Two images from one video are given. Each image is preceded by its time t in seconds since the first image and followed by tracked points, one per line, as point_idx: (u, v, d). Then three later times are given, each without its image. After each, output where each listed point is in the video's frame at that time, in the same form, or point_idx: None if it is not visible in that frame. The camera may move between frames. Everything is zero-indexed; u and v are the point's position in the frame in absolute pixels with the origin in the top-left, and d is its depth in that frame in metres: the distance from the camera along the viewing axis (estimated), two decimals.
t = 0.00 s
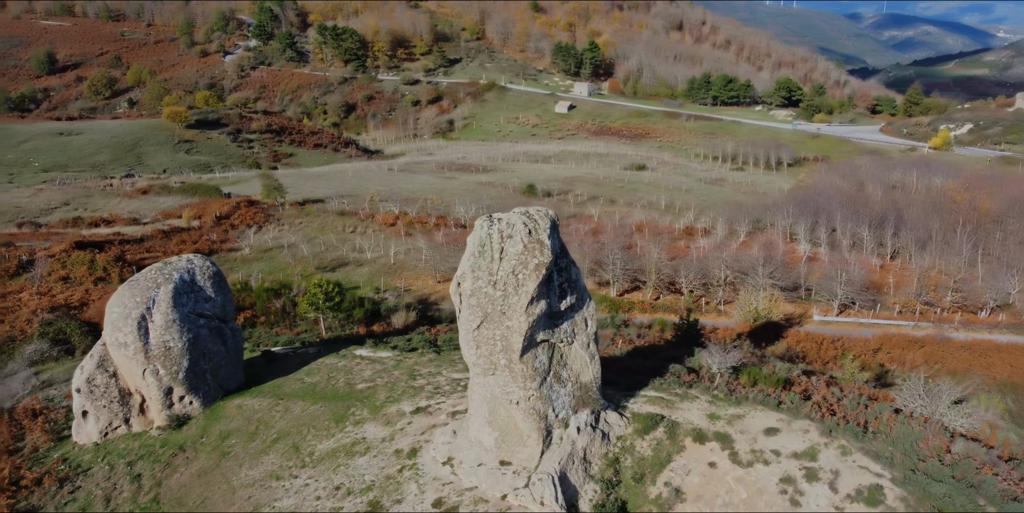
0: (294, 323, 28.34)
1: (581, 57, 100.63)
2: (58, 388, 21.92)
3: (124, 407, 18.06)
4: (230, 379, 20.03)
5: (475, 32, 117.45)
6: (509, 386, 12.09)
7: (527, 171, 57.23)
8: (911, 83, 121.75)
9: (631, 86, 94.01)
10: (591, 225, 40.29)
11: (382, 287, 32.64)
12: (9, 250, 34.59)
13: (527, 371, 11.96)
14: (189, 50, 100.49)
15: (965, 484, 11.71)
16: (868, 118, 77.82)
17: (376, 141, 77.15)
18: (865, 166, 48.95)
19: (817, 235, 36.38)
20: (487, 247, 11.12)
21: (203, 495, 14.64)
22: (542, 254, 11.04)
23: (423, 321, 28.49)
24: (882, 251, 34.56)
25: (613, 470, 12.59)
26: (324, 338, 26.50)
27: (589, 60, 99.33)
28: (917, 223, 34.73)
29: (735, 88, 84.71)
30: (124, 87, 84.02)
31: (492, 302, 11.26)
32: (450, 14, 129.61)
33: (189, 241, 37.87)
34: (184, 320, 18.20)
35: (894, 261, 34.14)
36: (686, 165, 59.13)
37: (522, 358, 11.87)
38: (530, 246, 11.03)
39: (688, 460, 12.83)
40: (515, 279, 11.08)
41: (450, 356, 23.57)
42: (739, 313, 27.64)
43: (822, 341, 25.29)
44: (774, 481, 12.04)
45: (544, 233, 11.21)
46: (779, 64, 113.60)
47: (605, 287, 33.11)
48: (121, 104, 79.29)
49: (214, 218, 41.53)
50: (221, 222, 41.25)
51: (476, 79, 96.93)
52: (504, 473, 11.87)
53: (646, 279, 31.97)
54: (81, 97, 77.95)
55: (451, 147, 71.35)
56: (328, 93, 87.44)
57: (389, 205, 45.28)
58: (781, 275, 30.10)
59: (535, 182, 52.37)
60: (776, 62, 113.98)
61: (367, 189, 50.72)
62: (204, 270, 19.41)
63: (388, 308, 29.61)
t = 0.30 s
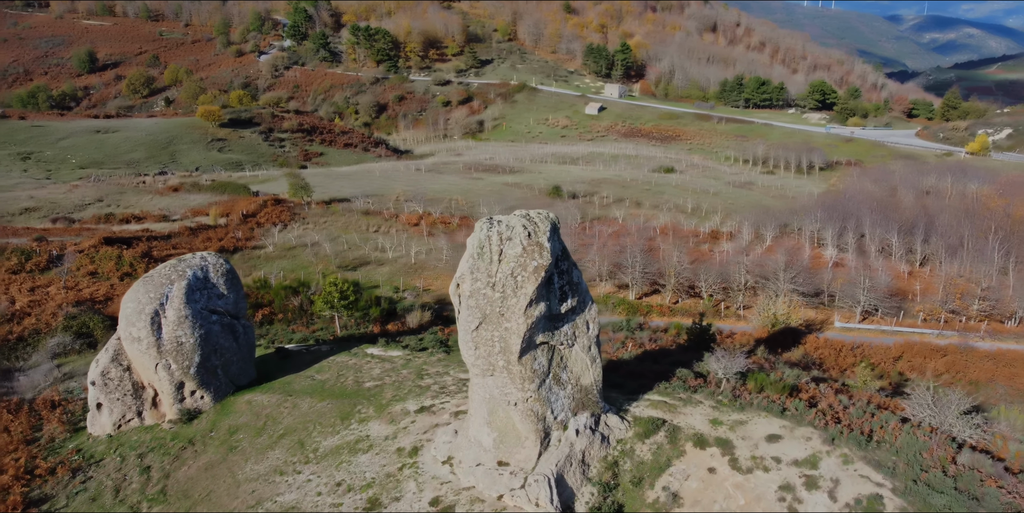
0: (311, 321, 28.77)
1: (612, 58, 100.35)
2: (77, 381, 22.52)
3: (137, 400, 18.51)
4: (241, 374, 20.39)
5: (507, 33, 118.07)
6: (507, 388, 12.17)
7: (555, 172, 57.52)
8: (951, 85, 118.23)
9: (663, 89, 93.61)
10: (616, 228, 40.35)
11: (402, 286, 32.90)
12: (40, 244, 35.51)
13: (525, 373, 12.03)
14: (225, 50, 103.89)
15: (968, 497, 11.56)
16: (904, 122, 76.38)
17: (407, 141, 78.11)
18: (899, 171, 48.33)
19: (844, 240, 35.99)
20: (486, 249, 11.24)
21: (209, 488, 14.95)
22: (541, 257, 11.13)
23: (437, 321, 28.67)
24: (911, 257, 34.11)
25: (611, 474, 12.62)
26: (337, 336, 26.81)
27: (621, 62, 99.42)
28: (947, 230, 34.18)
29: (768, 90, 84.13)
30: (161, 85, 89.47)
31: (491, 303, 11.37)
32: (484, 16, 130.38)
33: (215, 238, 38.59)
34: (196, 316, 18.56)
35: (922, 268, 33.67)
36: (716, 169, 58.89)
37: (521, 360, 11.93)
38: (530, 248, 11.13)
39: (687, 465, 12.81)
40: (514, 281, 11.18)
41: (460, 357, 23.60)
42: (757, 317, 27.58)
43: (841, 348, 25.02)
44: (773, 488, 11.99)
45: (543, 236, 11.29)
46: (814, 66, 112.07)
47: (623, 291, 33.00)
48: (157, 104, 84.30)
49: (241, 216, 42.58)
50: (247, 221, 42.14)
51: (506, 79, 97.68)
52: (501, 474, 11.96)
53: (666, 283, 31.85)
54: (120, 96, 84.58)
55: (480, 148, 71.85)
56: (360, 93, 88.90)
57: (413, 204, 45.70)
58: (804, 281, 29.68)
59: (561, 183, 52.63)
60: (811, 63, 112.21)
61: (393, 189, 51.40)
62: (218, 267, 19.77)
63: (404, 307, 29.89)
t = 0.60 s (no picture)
0: (328, 319, 29.16)
1: (645, 60, 99.95)
2: (97, 373, 23.09)
3: (150, 393, 18.97)
4: (252, 370, 20.75)
5: (539, 34, 118.41)
6: (505, 389, 12.29)
7: (582, 173, 57.92)
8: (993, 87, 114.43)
9: (694, 90, 93.41)
10: (641, 230, 40.45)
11: (420, 286, 33.13)
12: (72, 239, 36.72)
13: (523, 374, 12.15)
14: (260, 50, 106.91)
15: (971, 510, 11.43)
16: (942, 126, 74.84)
17: (436, 141, 79.14)
18: (934, 176, 47.67)
19: (873, 246, 35.55)
20: (485, 251, 11.38)
21: (215, 480, 15.30)
22: (539, 259, 11.25)
23: (451, 321, 28.87)
24: (942, 264, 33.63)
25: (610, 477, 12.66)
26: (350, 334, 27.09)
27: (653, 63, 98.52)
28: (979, 238, 33.56)
29: (801, 92, 82.20)
30: (198, 84, 92.89)
31: (490, 305, 11.48)
32: (517, 16, 130.92)
33: (240, 235, 39.61)
34: (209, 312, 18.96)
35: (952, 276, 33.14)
36: (745, 172, 58.41)
37: (519, 362, 12.03)
38: (528, 250, 11.24)
39: (686, 470, 12.82)
40: (512, 283, 11.30)
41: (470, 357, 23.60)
42: (775, 322, 27.47)
43: (860, 355, 24.75)
44: (771, 495, 12.02)
45: (542, 239, 11.40)
46: (851, 69, 110.08)
47: (642, 293, 33.02)
48: (194, 101, 87.15)
49: (267, 214, 43.79)
50: (273, 218, 43.18)
51: (537, 80, 97.83)
52: (498, 474, 12.07)
53: (686, 285, 31.71)
54: (158, 94, 89.15)
55: (509, 148, 72.40)
56: (392, 93, 90.42)
57: (437, 204, 46.28)
58: (826, 287, 29.50)
59: (588, 185, 52.95)
60: (848, 66, 110.40)
61: (419, 189, 52.11)
62: (230, 264, 20.17)
63: (419, 306, 30.24)
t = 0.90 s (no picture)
0: (345, 317, 29.56)
1: (678, 61, 99.21)
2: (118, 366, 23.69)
3: (164, 386, 19.48)
4: (264, 366, 21.13)
5: (572, 35, 118.41)
6: (504, 390, 12.44)
7: (610, 175, 58.04)
8: None
9: (727, 92, 92.92)
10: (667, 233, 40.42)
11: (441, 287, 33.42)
12: (103, 234, 38.00)
13: (522, 375, 12.29)
14: (296, 49, 109.27)
15: None
16: (982, 130, 72.90)
17: (468, 141, 79.93)
18: (972, 182, 46.81)
19: (903, 252, 35.09)
20: (485, 252, 11.56)
21: (221, 473, 15.65)
22: (538, 261, 11.38)
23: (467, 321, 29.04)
24: (974, 271, 33.11)
25: (608, 480, 12.68)
26: (364, 332, 27.42)
27: (687, 64, 97.99)
28: (1014, 247, 32.82)
29: (838, 95, 82.08)
30: (234, 83, 95.44)
31: (489, 306, 11.64)
32: (551, 17, 131.07)
33: (266, 233, 40.44)
34: (221, 308, 19.36)
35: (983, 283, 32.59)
36: (776, 175, 57.82)
37: (518, 363, 12.17)
38: (528, 252, 11.38)
39: (686, 475, 12.82)
40: (511, 285, 11.45)
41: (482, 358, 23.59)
42: (794, 328, 27.34)
43: (879, 364, 24.49)
44: (768, 503, 11.98)
45: (542, 241, 11.53)
46: (890, 71, 107.72)
47: (662, 297, 33.08)
48: (229, 100, 89.09)
49: (294, 211, 44.58)
50: (300, 216, 44.08)
51: (569, 81, 97.94)
52: (495, 474, 12.19)
53: (705, 290, 31.68)
54: (196, 92, 92.08)
55: (539, 149, 72.88)
56: (424, 93, 91.40)
57: (462, 204, 46.84)
58: (851, 294, 29.18)
59: (614, 187, 53.18)
60: (887, 68, 108.08)
61: (445, 189, 52.71)
62: (244, 262, 20.54)
63: (437, 306, 30.58)
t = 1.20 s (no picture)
0: (361, 315, 29.98)
1: (713, 62, 98.65)
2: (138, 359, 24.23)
3: (178, 380, 19.97)
4: (276, 361, 21.51)
5: (606, 36, 117.29)
6: (503, 390, 12.59)
7: (639, 177, 57.94)
8: None
9: (763, 94, 91.70)
10: (692, 235, 40.09)
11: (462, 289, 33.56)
12: (133, 230, 39.32)
13: (521, 376, 12.41)
14: (331, 48, 111.38)
15: None
16: None
17: (499, 140, 80.41)
18: (1012, 189, 45.65)
19: (934, 259, 34.58)
20: (484, 253, 11.71)
21: (229, 466, 16.03)
22: (538, 263, 11.53)
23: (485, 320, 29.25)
24: (1010, 279, 32.45)
25: (606, 482, 12.76)
26: (378, 331, 27.70)
27: (722, 65, 97.20)
28: None
29: (875, 97, 80.50)
30: (270, 81, 97.32)
31: (488, 307, 11.79)
32: (585, 17, 130.85)
33: (292, 230, 41.20)
34: (235, 304, 19.77)
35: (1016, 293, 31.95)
36: (809, 179, 57.06)
37: (517, 364, 12.30)
38: (527, 254, 11.53)
39: (684, 479, 12.87)
40: (510, 286, 11.61)
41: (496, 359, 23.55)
42: (814, 334, 27.08)
43: (899, 371, 24.20)
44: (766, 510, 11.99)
45: (541, 243, 11.67)
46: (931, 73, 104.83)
47: (682, 300, 33.04)
48: (265, 99, 91.03)
49: (320, 210, 45.29)
50: (326, 214, 44.83)
51: (603, 82, 97.59)
52: (492, 474, 12.34)
53: (726, 294, 31.58)
54: (234, 90, 94.86)
55: (571, 150, 73.13)
56: (456, 92, 92.00)
57: (488, 205, 47.36)
58: (874, 301, 28.85)
59: (642, 188, 53.24)
60: (928, 70, 105.34)
61: (473, 188, 53.26)
62: (258, 259, 20.91)
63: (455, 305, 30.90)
